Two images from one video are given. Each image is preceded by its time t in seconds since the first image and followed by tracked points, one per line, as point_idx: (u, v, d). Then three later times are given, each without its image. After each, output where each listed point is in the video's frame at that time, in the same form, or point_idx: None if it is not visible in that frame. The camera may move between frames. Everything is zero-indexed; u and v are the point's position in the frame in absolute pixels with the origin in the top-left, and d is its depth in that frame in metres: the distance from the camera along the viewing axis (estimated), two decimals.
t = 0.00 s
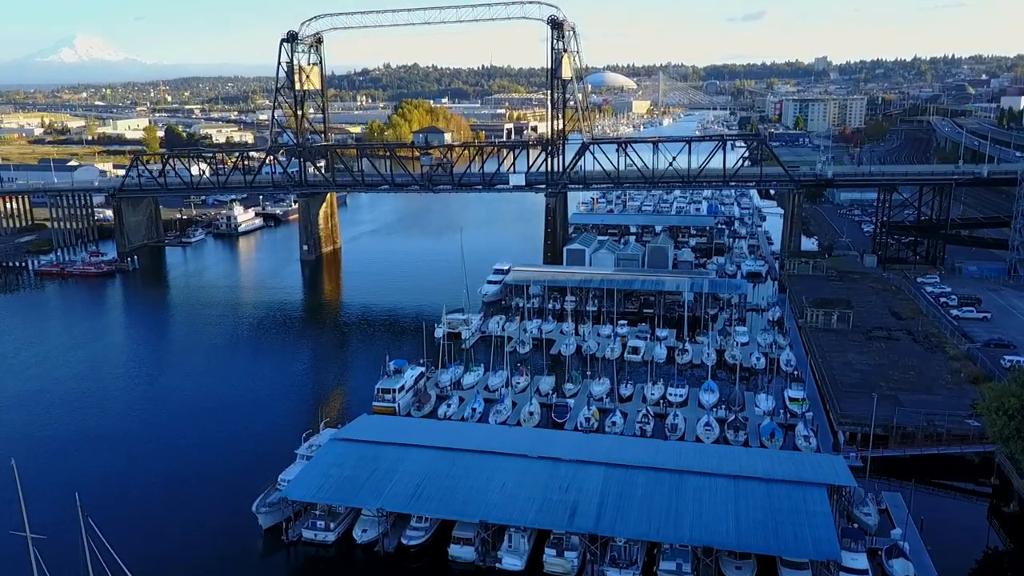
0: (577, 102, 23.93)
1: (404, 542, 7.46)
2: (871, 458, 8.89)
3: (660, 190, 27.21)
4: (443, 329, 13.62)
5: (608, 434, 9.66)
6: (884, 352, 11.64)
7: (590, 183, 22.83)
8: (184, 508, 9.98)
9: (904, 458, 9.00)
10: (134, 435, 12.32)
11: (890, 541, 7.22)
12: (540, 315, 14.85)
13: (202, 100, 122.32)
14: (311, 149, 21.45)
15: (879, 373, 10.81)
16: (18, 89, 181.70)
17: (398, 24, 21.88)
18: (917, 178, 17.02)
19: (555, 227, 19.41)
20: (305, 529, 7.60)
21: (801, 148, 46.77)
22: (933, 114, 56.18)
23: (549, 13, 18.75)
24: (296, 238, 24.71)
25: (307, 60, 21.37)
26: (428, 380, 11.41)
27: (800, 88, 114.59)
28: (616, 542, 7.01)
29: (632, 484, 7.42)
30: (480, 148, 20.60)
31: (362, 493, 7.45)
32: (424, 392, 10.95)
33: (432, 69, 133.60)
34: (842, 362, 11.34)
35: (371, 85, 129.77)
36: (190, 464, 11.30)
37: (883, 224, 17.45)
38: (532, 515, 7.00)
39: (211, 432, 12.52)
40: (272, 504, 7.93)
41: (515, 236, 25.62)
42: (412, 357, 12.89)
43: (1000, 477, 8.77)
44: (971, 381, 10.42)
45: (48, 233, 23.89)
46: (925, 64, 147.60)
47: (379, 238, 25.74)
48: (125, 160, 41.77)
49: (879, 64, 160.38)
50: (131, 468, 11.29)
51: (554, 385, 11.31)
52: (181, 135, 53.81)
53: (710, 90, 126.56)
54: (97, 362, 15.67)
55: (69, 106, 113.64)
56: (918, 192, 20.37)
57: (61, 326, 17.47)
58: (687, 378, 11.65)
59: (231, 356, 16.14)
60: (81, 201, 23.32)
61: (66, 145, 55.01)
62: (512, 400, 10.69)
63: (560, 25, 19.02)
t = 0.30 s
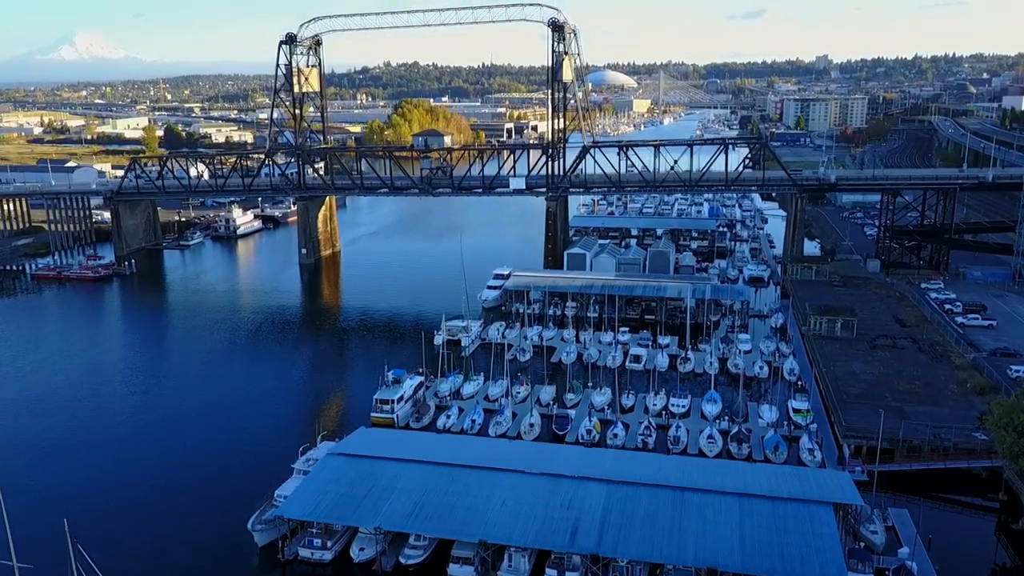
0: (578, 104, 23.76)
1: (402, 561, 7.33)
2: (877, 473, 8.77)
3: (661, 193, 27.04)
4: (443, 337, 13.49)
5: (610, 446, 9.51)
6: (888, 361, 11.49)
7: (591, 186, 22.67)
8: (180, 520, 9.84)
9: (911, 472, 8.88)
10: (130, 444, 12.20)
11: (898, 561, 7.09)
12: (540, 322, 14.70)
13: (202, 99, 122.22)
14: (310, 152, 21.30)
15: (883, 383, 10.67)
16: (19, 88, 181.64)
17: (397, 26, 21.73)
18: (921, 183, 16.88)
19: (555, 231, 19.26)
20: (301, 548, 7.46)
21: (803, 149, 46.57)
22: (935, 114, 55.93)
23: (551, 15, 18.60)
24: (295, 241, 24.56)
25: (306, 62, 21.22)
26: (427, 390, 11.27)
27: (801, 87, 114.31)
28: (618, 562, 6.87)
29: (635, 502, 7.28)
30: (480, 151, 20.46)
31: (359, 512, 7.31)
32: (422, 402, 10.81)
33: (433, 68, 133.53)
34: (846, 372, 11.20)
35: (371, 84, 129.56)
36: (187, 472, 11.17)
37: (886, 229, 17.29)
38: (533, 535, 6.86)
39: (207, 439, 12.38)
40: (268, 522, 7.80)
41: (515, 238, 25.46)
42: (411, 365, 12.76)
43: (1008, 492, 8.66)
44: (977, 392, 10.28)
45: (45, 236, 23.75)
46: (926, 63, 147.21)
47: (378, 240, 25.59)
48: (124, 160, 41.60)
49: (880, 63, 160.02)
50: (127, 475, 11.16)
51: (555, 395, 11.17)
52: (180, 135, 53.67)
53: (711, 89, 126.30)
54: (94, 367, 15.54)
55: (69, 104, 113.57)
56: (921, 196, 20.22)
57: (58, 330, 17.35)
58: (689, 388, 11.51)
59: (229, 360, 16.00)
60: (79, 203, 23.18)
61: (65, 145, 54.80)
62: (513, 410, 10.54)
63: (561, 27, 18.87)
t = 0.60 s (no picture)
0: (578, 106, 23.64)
1: None
2: (883, 489, 8.63)
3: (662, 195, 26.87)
4: (442, 344, 13.34)
5: (611, 460, 9.37)
6: (893, 371, 11.35)
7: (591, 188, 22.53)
8: (175, 534, 9.65)
9: (918, 487, 8.74)
10: (125, 450, 12.09)
11: None
12: (541, 329, 14.57)
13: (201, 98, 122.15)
14: (308, 156, 21.15)
15: (888, 395, 10.53)
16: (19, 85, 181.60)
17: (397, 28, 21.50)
18: (924, 188, 16.74)
19: (555, 235, 19.13)
20: (297, 566, 7.34)
21: (805, 149, 46.35)
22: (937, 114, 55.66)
23: (551, 18, 18.47)
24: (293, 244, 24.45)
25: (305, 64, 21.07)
26: (426, 400, 11.13)
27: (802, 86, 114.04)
28: None
29: (637, 521, 7.15)
30: (480, 154, 20.32)
31: (355, 531, 7.17)
32: (422, 413, 10.67)
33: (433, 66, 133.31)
34: (850, 382, 11.06)
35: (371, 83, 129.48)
36: (183, 480, 11.02)
37: (890, 233, 17.12)
38: (532, 557, 6.72)
39: (203, 445, 12.24)
40: (264, 540, 7.68)
41: (515, 241, 25.31)
42: (410, 375, 12.61)
43: (1016, 509, 8.52)
44: (984, 404, 10.14)
45: (42, 239, 23.63)
46: (927, 61, 146.96)
47: (377, 243, 25.46)
48: (123, 161, 41.49)
49: (881, 62, 159.74)
50: (122, 483, 11.01)
51: (555, 406, 11.03)
52: (180, 134, 53.60)
53: (712, 88, 126.17)
54: (91, 372, 15.43)
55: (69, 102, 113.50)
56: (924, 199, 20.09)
57: (56, 334, 17.24)
58: (691, 400, 11.36)
59: (227, 365, 15.88)
60: (76, 206, 23.04)
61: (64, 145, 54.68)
62: (513, 422, 10.40)
63: (561, 30, 18.71)
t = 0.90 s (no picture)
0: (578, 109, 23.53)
1: None
2: (888, 505, 8.52)
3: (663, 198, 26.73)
4: (442, 353, 13.23)
5: (612, 474, 9.25)
6: (896, 381, 11.23)
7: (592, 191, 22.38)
8: (170, 544, 9.55)
9: (923, 503, 8.63)
10: (120, 457, 11.98)
11: None
12: (541, 336, 14.44)
13: (201, 96, 122.04)
14: (308, 161, 21.00)
15: (892, 406, 10.41)
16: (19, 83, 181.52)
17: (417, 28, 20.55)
18: (927, 193, 16.61)
19: (556, 239, 19.00)
20: None
21: (806, 149, 46.21)
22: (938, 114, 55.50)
23: (552, 22, 18.36)
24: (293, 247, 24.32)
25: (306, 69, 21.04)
26: (425, 411, 11.01)
27: (802, 85, 113.86)
28: None
29: (639, 540, 7.04)
30: (480, 157, 20.18)
31: (353, 551, 7.05)
32: (420, 425, 10.56)
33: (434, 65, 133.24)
34: (854, 392, 10.94)
35: (372, 81, 129.29)
36: (180, 488, 10.89)
37: (893, 239, 16.98)
38: None
39: (200, 452, 12.12)
40: (261, 559, 7.57)
41: (515, 244, 25.17)
42: (409, 384, 12.49)
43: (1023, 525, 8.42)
44: (989, 416, 10.02)
45: (39, 242, 23.53)
46: (927, 59, 146.74)
47: (376, 246, 25.33)
48: (122, 161, 41.38)
49: (881, 60, 159.70)
50: (114, 496, 10.74)
51: (556, 417, 10.91)
52: (180, 133, 53.50)
53: (712, 87, 126.03)
54: (87, 377, 15.30)
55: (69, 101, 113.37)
56: (927, 203, 19.93)
57: (53, 340, 17.14)
58: (693, 410, 11.24)
59: (225, 371, 15.76)
60: (74, 209, 22.91)
61: (64, 144, 54.55)
62: (513, 434, 10.28)
63: (561, 33, 18.59)
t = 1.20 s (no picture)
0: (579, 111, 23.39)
1: None
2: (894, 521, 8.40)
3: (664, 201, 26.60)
4: (441, 361, 13.11)
5: (614, 488, 9.13)
6: (900, 391, 11.10)
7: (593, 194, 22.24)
8: (166, 552, 9.45)
9: (929, 519, 8.52)
10: (117, 462, 11.88)
11: None
12: (541, 344, 14.32)
13: (201, 95, 121.92)
14: (306, 164, 20.85)
15: (896, 417, 10.29)
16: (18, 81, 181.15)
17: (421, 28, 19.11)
18: (931, 198, 16.48)
19: (556, 243, 18.88)
20: None
21: (807, 149, 46.10)
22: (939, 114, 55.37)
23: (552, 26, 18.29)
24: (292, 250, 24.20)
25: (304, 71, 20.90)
26: (424, 422, 10.90)
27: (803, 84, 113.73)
28: None
29: (641, 559, 6.92)
30: (480, 161, 20.07)
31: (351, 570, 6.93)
32: (419, 436, 10.45)
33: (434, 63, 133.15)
34: (858, 403, 10.82)
35: (372, 79, 129.17)
36: (176, 493, 10.80)
37: (897, 244, 16.85)
38: None
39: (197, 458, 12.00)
40: None
41: (515, 246, 25.05)
42: (408, 394, 12.38)
43: None
44: (995, 428, 9.90)
45: (37, 245, 23.45)
46: (928, 58, 146.39)
47: (376, 249, 25.20)
48: (122, 161, 41.27)
49: (882, 59, 159.55)
50: (111, 502, 10.65)
51: (557, 428, 10.79)
52: (180, 132, 53.38)
53: (713, 86, 125.93)
54: (84, 383, 15.19)
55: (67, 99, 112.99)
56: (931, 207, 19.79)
57: (50, 345, 17.05)
58: (695, 421, 11.12)
59: (223, 376, 15.65)
60: (72, 212, 22.84)
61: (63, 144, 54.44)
62: (513, 446, 10.16)
63: (561, 37, 18.48)
